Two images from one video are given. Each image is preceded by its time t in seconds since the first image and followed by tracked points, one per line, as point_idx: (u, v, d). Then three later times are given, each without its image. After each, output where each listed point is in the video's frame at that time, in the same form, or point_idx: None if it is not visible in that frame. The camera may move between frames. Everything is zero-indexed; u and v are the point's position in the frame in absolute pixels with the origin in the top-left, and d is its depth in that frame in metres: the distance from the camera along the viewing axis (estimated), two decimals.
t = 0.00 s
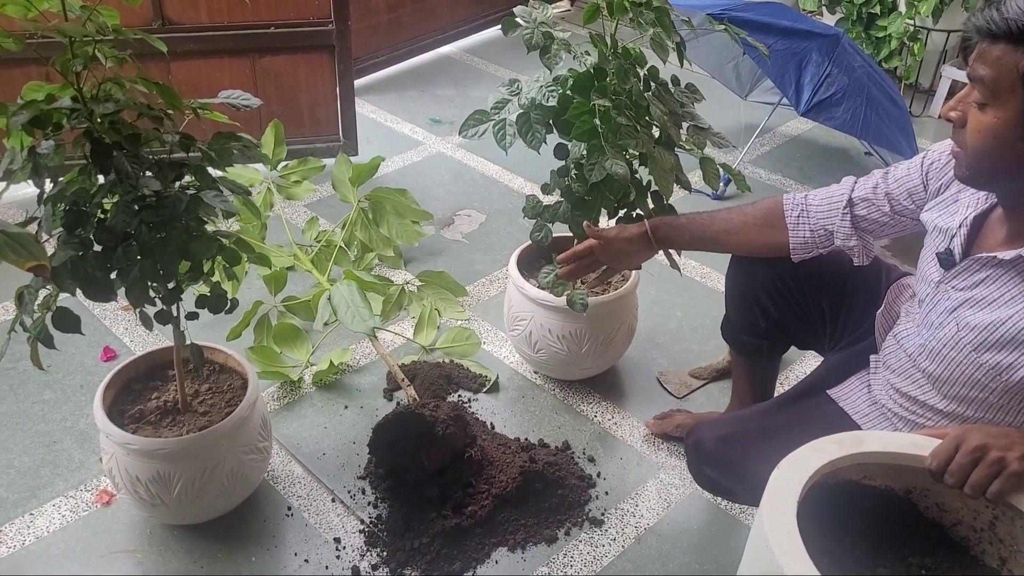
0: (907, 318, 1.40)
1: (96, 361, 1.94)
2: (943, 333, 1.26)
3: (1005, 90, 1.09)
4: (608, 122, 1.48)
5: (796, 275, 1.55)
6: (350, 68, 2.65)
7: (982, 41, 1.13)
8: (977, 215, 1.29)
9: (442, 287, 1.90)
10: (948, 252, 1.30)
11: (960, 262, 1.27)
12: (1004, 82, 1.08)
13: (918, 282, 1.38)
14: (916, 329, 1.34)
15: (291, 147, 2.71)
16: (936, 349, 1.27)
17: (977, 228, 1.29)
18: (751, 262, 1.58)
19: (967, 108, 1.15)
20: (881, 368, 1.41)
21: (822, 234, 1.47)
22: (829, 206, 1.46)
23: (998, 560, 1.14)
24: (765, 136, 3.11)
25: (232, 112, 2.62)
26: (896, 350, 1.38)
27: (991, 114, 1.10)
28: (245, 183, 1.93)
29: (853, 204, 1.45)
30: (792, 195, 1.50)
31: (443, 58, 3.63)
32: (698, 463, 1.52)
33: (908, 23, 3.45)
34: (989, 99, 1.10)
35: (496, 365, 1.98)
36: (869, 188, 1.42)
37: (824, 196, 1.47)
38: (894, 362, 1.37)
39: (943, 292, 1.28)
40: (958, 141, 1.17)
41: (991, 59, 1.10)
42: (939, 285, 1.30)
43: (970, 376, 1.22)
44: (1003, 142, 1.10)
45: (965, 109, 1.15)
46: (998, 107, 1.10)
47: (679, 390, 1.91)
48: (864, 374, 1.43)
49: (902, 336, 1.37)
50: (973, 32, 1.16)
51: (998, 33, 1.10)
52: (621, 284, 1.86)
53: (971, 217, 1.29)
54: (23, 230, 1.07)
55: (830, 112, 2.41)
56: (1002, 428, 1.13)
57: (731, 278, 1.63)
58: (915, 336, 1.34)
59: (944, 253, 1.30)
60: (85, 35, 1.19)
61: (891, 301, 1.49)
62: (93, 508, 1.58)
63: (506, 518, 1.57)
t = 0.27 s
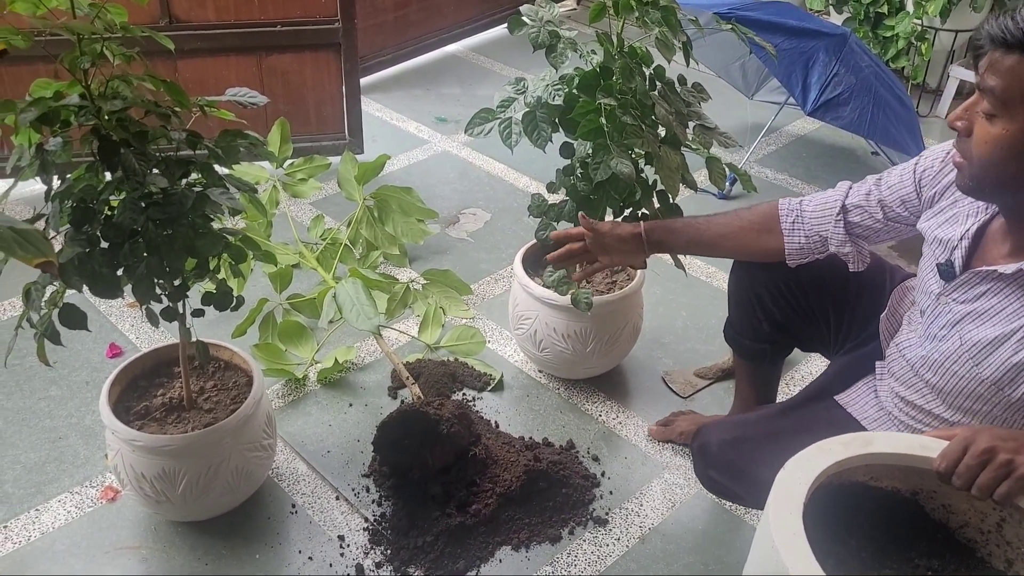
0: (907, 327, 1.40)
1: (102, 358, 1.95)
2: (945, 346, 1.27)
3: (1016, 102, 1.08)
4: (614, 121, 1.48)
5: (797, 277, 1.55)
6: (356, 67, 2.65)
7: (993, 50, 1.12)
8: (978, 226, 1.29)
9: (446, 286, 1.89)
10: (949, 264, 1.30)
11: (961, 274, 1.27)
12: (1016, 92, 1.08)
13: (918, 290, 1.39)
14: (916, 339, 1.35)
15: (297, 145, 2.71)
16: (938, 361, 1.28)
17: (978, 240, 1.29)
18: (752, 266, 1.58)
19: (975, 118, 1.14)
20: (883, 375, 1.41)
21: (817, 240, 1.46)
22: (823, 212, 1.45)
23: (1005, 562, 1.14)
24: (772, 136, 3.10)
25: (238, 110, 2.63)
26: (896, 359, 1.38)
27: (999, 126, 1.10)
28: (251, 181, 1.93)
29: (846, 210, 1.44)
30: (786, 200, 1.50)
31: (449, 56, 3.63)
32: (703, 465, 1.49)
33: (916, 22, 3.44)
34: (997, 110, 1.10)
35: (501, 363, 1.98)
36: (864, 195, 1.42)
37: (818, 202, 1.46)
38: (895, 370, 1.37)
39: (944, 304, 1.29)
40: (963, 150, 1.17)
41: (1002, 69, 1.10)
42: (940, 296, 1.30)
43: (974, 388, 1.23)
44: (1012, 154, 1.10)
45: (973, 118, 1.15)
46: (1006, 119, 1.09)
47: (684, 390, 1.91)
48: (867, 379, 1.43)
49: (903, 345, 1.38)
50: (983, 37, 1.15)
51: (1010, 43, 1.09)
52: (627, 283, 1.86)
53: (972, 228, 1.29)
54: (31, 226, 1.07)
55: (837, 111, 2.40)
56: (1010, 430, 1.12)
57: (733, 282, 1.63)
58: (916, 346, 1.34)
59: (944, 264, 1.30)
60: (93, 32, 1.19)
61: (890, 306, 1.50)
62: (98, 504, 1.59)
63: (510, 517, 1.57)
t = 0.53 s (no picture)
0: (916, 335, 1.41)
1: (110, 357, 1.95)
2: (953, 356, 1.27)
3: (1016, 118, 1.08)
4: (621, 122, 1.48)
5: (805, 280, 1.54)
6: (363, 67, 2.65)
7: (991, 67, 1.12)
8: (983, 235, 1.28)
9: (455, 285, 1.91)
10: (956, 273, 1.30)
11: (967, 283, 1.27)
12: (1016, 109, 1.08)
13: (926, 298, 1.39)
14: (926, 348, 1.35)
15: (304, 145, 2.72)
16: (947, 371, 1.28)
17: (983, 249, 1.29)
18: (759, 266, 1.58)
19: (975, 134, 1.14)
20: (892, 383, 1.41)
21: (825, 243, 1.46)
22: (830, 216, 1.45)
23: (1015, 565, 1.15)
24: (779, 136, 3.09)
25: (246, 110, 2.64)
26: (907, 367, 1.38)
27: (1001, 142, 1.10)
28: (259, 181, 1.94)
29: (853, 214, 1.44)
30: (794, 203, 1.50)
31: (455, 56, 3.63)
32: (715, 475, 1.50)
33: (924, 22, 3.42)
34: (998, 126, 1.10)
35: (508, 363, 1.98)
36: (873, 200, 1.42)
37: (826, 206, 1.46)
38: (906, 379, 1.37)
39: (951, 313, 1.29)
40: (964, 165, 1.17)
41: (1001, 86, 1.09)
42: (947, 305, 1.30)
43: (982, 398, 1.23)
44: (1014, 169, 1.10)
45: (973, 134, 1.14)
46: (1008, 134, 1.09)
47: (691, 390, 1.91)
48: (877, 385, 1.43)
49: (913, 353, 1.38)
50: (980, 57, 1.15)
51: (1008, 59, 1.09)
52: (633, 284, 1.85)
53: (977, 237, 1.29)
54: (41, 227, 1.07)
55: (844, 111, 2.39)
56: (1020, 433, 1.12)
57: (740, 283, 1.63)
58: (926, 355, 1.34)
59: (950, 274, 1.30)
60: (102, 33, 1.20)
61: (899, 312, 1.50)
62: (106, 503, 1.59)
63: (516, 517, 1.56)
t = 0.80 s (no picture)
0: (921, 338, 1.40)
1: (116, 358, 1.96)
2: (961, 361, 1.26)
3: None
4: (627, 121, 1.48)
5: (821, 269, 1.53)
6: (368, 67, 2.65)
7: (998, 67, 1.11)
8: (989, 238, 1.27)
9: (460, 286, 1.89)
10: (961, 276, 1.28)
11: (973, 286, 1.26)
12: None
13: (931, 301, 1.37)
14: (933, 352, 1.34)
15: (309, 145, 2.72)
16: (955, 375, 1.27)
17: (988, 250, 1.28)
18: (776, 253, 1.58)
19: (984, 135, 1.13)
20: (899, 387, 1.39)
21: (849, 226, 1.48)
22: (854, 201, 1.46)
23: None
24: (785, 135, 3.08)
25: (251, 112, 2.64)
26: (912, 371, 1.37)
27: (1011, 142, 1.09)
28: (264, 181, 1.94)
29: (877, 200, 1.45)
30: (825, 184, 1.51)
31: (460, 56, 3.63)
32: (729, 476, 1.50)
33: (929, 20, 3.41)
34: (1008, 126, 1.09)
35: (514, 363, 1.98)
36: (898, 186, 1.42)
37: (852, 190, 1.47)
38: (912, 382, 1.36)
39: (958, 316, 1.28)
40: (974, 165, 1.16)
41: (1009, 88, 1.09)
42: (954, 308, 1.29)
43: (991, 402, 1.22)
44: None
45: (982, 134, 1.14)
46: (1018, 135, 1.09)
47: (697, 390, 1.90)
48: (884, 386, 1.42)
49: (919, 356, 1.37)
50: (985, 57, 1.14)
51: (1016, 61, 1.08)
52: (640, 283, 1.85)
53: (981, 239, 1.28)
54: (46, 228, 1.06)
55: (851, 110, 2.37)
56: None
57: (753, 275, 1.62)
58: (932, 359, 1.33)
59: (956, 277, 1.29)
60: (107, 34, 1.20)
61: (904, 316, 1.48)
62: (112, 505, 1.59)
63: (523, 518, 1.56)
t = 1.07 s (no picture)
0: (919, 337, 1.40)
1: (117, 362, 1.96)
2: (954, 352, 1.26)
3: (997, 96, 1.08)
4: (628, 122, 1.48)
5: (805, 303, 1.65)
6: (368, 69, 2.65)
7: (969, 45, 1.12)
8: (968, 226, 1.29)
9: (462, 288, 1.90)
10: (946, 266, 1.29)
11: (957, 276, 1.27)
12: (996, 85, 1.08)
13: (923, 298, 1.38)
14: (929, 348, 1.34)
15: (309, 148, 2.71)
16: (950, 366, 1.27)
17: (967, 237, 1.29)
18: (759, 297, 1.72)
19: (957, 115, 1.14)
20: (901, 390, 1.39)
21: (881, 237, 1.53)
22: (878, 213, 1.51)
23: None
24: (785, 135, 3.08)
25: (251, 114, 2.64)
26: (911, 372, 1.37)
27: (982, 118, 1.10)
28: (265, 184, 1.93)
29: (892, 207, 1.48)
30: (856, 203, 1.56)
31: (460, 58, 3.63)
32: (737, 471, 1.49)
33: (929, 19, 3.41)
34: (978, 102, 1.11)
35: (516, 365, 1.98)
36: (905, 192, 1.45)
37: (874, 204, 1.51)
38: (912, 383, 1.36)
39: (948, 308, 1.28)
40: (947, 145, 1.18)
41: (979, 65, 1.10)
42: (943, 301, 1.29)
43: (989, 388, 1.21)
44: (996, 146, 1.10)
45: (954, 114, 1.15)
46: (988, 110, 1.10)
47: (699, 391, 1.90)
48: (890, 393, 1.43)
49: (916, 355, 1.37)
50: (959, 39, 1.16)
51: (984, 37, 1.09)
52: (641, 285, 1.85)
53: (961, 228, 1.29)
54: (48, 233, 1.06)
55: (850, 110, 2.38)
56: None
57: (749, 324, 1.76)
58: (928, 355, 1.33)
59: (944, 269, 1.29)
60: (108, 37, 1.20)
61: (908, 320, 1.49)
62: (114, 508, 1.59)
63: (526, 520, 1.56)
